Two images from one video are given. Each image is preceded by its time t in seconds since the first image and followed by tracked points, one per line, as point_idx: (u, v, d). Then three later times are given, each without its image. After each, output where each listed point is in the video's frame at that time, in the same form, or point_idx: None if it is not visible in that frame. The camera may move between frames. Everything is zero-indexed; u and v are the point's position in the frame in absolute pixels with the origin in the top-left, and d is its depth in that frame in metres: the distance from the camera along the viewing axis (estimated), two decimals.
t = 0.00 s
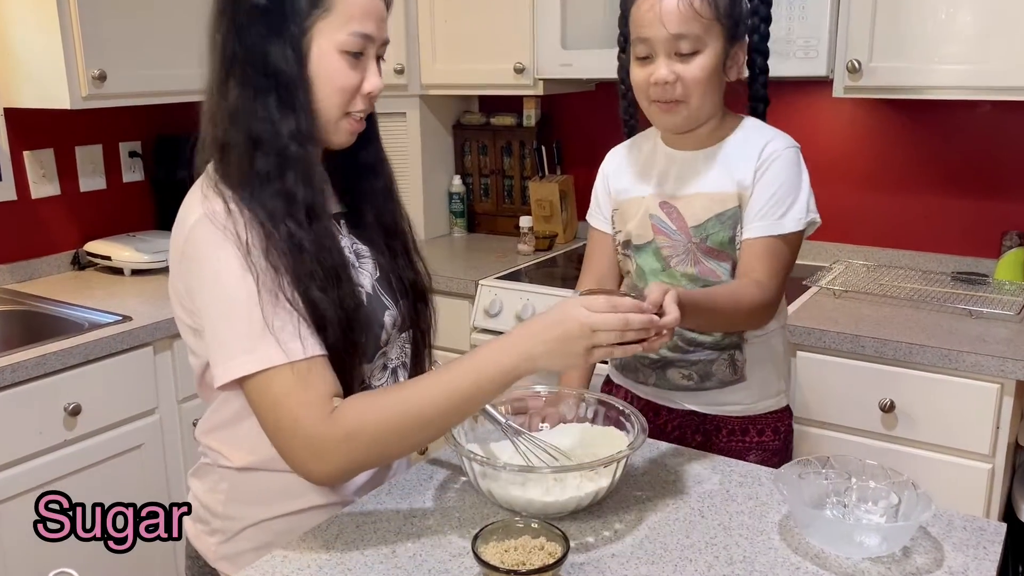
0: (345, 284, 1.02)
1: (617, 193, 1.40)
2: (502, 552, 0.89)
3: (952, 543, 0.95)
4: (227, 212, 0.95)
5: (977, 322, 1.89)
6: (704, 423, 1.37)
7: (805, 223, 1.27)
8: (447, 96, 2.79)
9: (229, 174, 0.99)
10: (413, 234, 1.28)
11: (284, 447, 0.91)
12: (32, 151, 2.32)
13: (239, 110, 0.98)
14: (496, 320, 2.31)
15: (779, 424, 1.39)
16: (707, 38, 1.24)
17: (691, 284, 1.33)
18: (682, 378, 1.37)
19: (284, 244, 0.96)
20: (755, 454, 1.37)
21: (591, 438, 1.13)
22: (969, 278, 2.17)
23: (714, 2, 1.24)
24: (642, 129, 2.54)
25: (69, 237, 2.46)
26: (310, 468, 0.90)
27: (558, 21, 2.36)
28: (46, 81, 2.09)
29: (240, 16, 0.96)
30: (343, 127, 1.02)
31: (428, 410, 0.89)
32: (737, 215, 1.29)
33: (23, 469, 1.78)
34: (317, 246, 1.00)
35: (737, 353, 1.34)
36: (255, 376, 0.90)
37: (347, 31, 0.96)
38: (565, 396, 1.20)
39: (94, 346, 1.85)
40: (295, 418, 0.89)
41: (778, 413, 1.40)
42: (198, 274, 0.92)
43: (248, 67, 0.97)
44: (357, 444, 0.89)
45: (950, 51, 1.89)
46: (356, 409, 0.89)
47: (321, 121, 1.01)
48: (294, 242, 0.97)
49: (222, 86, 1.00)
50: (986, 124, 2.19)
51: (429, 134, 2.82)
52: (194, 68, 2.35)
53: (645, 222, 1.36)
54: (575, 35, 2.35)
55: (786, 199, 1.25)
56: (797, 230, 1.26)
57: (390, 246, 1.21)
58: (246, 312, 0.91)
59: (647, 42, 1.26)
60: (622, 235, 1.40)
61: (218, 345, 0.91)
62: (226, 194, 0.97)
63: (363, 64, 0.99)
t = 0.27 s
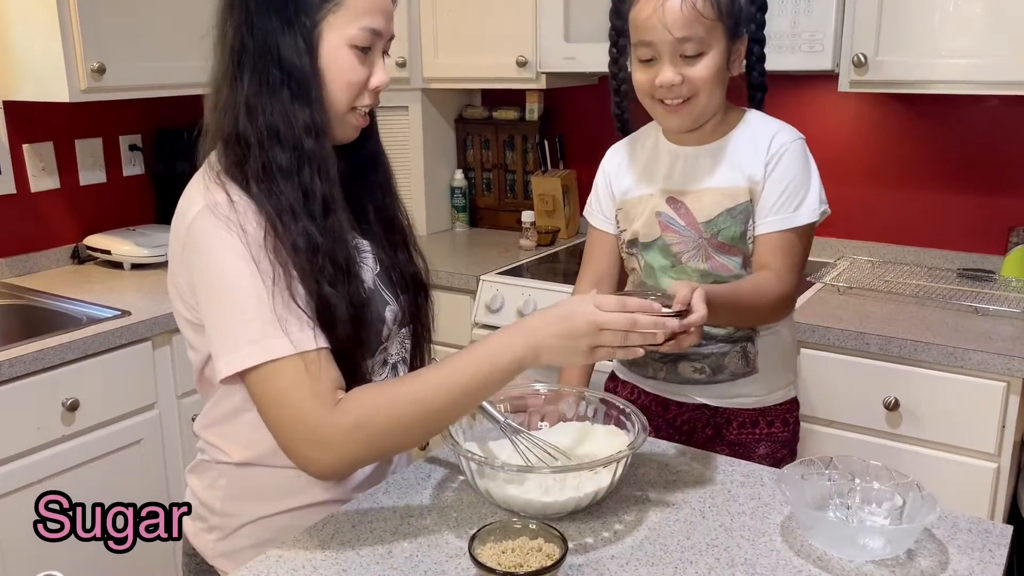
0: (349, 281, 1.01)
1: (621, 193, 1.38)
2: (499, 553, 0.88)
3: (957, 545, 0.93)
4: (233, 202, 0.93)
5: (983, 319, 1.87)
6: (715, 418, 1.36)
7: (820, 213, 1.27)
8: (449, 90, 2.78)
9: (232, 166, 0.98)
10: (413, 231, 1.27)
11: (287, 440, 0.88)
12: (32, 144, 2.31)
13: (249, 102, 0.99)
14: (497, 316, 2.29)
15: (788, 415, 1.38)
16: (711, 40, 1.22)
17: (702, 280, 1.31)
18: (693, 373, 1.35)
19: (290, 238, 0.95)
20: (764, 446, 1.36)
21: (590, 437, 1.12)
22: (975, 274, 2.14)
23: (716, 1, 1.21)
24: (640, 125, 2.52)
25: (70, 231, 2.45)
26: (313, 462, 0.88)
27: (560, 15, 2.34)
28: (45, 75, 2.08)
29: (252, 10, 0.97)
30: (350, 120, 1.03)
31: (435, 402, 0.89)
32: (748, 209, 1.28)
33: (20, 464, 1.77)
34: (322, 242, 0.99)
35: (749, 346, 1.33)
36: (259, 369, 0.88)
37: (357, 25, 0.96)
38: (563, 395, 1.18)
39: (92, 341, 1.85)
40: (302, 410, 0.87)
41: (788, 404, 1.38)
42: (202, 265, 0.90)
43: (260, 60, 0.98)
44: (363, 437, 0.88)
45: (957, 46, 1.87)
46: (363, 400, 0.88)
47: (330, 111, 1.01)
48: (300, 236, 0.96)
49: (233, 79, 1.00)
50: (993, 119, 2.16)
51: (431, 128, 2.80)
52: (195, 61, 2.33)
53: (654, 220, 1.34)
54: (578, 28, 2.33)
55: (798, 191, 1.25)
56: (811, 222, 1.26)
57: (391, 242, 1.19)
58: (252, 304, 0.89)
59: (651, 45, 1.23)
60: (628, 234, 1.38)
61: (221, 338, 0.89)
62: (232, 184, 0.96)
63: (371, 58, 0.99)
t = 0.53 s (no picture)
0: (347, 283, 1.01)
1: (626, 188, 1.37)
2: (498, 554, 0.87)
3: (961, 547, 0.92)
4: (216, 206, 0.93)
5: (987, 318, 1.86)
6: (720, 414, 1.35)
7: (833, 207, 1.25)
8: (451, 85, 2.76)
9: (227, 165, 0.97)
10: (419, 230, 1.27)
11: (214, 455, 0.91)
12: (32, 139, 2.30)
13: (249, 101, 0.98)
14: (498, 312, 2.29)
15: (792, 413, 1.38)
16: (718, 36, 1.21)
17: (709, 276, 1.30)
18: (699, 367, 1.34)
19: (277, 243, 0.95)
20: (769, 444, 1.36)
21: (591, 438, 1.11)
22: (979, 272, 2.13)
23: None
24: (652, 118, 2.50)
25: (70, 226, 2.44)
26: (236, 479, 0.90)
27: (563, 10, 2.33)
28: (45, 69, 2.07)
29: (254, 7, 0.97)
30: (352, 120, 1.03)
31: (361, 436, 0.88)
32: (757, 203, 1.27)
33: (19, 460, 1.77)
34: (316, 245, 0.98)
35: (755, 342, 1.32)
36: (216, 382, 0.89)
37: (360, 26, 0.96)
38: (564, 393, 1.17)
39: (93, 337, 1.84)
40: (225, 430, 0.89)
41: (793, 402, 1.38)
42: (178, 269, 0.91)
43: (262, 59, 0.97)
44: (283, 463, 0.88)
45: (963, 42, 1.85)
46: (283, 428, 0.88)
47: (331, 111, 1.01)
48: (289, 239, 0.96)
49: (233, 77, 0.99)
50: (998, 116, 2.15)
51: (433, 123, 2.79)
52: (195, 55, 2.32)
53: (660, 215, 1.33)
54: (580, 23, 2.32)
55: (811, 184, 1.24)
56: (824, 215, 1.25)
57: (393, 240, 1.19)
58: (220, 313, 0.90)
59: (658, 42, 1.22)
60: (634, 230, 1.37)
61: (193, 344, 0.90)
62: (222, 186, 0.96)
63: (374, 58, 0.99)
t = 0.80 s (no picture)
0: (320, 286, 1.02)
1: (627, 181, 1.39)
2: (494, 550, 0.87)
3: (960, 544, 0.92)
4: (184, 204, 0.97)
5: (986, 314, 1.86)
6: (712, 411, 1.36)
7: (832, 204, 1.24)
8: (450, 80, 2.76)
9: (206, 161, 1.00)
10: (420, 230, 1.28)
11: (119, 435, 0.97)
12: (30, 133, 2.29)
13: (235, 101, 1.00)
14: (497, 309, 2.28)
15: (787, 414, 1.37)
16: (719, 31, 1.20)
17: (701, 270, 1.31)
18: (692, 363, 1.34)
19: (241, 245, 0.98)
20: (761, 444, 1.36)
21: (590, 434, 1.11)
22: (980, 269, 2.13)
23: None
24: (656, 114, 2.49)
25: (68, 221, 2.44)
26: (130, 461, 0.97)
27: (562, 5, 2.32)
28: (42, 62, 2.06)
29: (247, 5, 0.99)
30: (342, 120, 1.05)
31: (251, 461, 0.93)
32: (751, 200, 1.27)
33: (16, 456, 1.76)
34: (286, 249, 1.00)
35: (745, 340, 1.33)
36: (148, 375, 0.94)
37: (355, 25, 0.99)
38: (563, 389, 1.17)
39: (87, 333, 1.84)
40: (132, 420, 0.95)
41: (788, 402, 1.38)
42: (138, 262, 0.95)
43: (251, 59, 0.99)
44: (170, 465, 0.94)
45: (964, 38, 1.85)
46: (177, 438, 0.94)
47: (321, 111, 1.03)
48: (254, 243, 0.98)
49: (223, 75, 1.01)
50: (998, 112, 2.14)
51: (432, 118, 2.78)
52: (194, 50, 2.31)
53: (657, 208, 1.34)
54: (580, 18, 2.31)
55: (809, 180, 1.22)
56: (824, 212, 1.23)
57: (388, 241, 1.20)
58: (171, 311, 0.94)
59: (658, 38, 1.22)
60: (635, 222, 1.38)
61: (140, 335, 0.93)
62: (196, 183, 0.99)
63: (368, 58, 1.01)
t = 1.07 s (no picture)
0: (302, 290, 1.03)
1: (624, 176, 1.41)
2: (489, 547, 0.87)
3: (953, 542, 0.92)
4: (165, 206, 0.97)
5: (982, 313, 1.86)
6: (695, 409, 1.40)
7: (828, 204, 1.23)
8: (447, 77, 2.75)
9: (189, 162, 1.00)
10: (412, 231, 1.28)
11: (109, 444, 0.97)
12: (26, 130, 2.29)
13: (218, 103, 1.01)
14: (494, 306, 2.28)
15: (772, 416, 1.40)
16: (717, 27, 1.21)
17: (686, 267, 1.33)
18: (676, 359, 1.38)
19: (222, 248, 0.98)
20: (745, 444, 1.40)
21: (584, 431, 1.11)
22: (975, 267, 2.13)
23: None
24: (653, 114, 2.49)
25: (65, 218, 2.44)
26: (122, 466, 0.98)
27: (560, 2, 2.31)
28: (38, 59, 2.05)
29: (230, 6, 0.98)
30: (327, 123, 1.05)
31: (243, 450, 0.97)
32: (737, 200, 1.28)
33: (11, 453, 1.76)
34: (268, 253, 1.01)
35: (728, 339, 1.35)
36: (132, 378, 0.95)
37: (341, 28, 0.98)
38: (558, 387, 1.18)
39: (82, 330, 1.84)
40: (121, 425, 0.96)
41: (775, 403, 1.41)
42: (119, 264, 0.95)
43: (233, 62, 0.99)
44: (165, 464, 0.97)
45: (961, 37, 1.85)
46: (171, 436, 0.96)
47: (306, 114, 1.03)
48: (235, 247, 0.98)
49: (206, 77, 1.01)
50: (995, 110, 2.14)
51: (429, 116, 2.78)
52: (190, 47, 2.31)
53: (648, 204, 1.37)
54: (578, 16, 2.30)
55: (803, 181, 1.22)
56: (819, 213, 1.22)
57: (376, 242, 1.20)
58: (152, 314, 0.94)
59: (655, 35, 1.22)
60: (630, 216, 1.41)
61: (122, 336, 0.94)
62: (177, 184, 1.00)
63: (353, 61, 1.01)
